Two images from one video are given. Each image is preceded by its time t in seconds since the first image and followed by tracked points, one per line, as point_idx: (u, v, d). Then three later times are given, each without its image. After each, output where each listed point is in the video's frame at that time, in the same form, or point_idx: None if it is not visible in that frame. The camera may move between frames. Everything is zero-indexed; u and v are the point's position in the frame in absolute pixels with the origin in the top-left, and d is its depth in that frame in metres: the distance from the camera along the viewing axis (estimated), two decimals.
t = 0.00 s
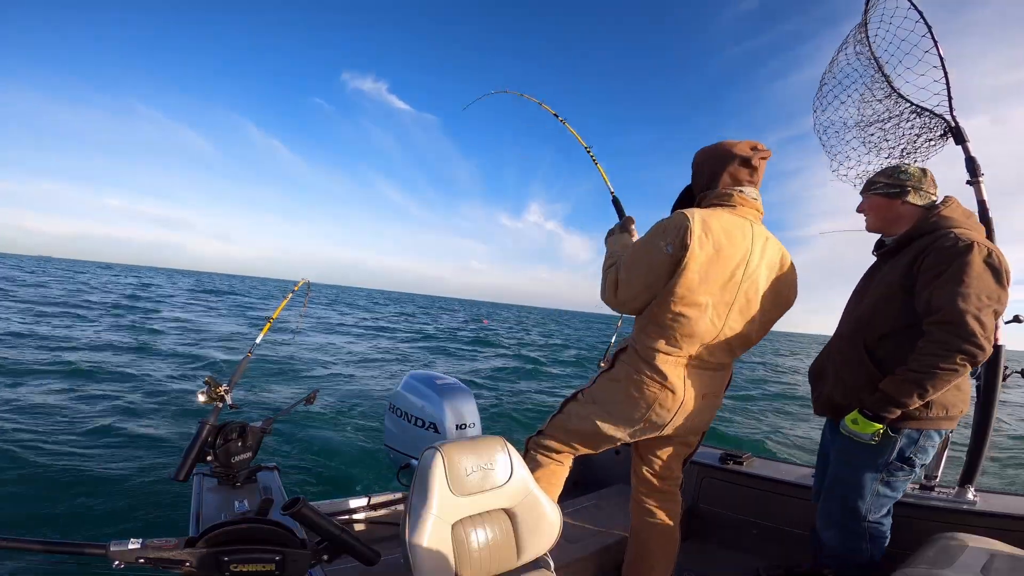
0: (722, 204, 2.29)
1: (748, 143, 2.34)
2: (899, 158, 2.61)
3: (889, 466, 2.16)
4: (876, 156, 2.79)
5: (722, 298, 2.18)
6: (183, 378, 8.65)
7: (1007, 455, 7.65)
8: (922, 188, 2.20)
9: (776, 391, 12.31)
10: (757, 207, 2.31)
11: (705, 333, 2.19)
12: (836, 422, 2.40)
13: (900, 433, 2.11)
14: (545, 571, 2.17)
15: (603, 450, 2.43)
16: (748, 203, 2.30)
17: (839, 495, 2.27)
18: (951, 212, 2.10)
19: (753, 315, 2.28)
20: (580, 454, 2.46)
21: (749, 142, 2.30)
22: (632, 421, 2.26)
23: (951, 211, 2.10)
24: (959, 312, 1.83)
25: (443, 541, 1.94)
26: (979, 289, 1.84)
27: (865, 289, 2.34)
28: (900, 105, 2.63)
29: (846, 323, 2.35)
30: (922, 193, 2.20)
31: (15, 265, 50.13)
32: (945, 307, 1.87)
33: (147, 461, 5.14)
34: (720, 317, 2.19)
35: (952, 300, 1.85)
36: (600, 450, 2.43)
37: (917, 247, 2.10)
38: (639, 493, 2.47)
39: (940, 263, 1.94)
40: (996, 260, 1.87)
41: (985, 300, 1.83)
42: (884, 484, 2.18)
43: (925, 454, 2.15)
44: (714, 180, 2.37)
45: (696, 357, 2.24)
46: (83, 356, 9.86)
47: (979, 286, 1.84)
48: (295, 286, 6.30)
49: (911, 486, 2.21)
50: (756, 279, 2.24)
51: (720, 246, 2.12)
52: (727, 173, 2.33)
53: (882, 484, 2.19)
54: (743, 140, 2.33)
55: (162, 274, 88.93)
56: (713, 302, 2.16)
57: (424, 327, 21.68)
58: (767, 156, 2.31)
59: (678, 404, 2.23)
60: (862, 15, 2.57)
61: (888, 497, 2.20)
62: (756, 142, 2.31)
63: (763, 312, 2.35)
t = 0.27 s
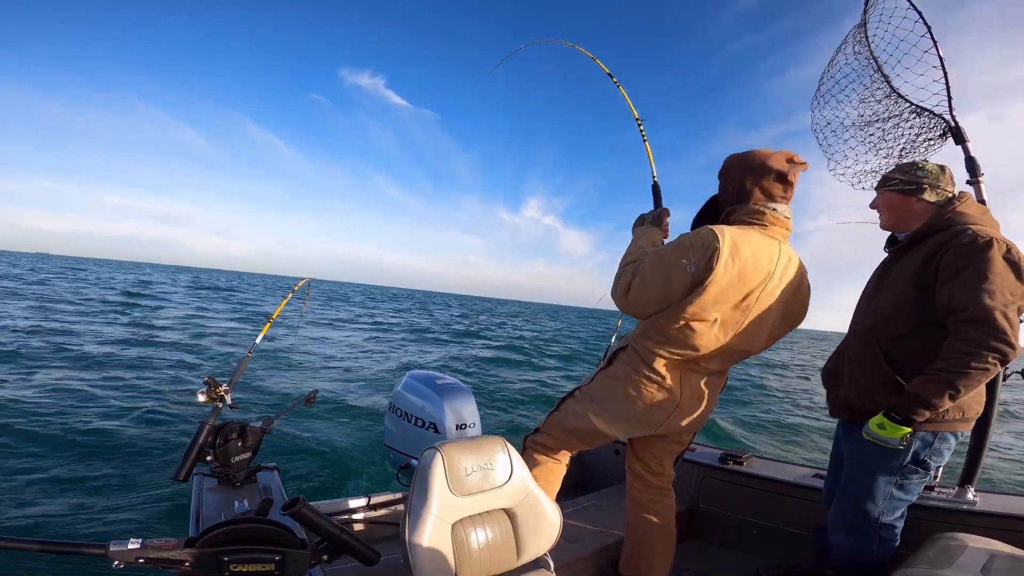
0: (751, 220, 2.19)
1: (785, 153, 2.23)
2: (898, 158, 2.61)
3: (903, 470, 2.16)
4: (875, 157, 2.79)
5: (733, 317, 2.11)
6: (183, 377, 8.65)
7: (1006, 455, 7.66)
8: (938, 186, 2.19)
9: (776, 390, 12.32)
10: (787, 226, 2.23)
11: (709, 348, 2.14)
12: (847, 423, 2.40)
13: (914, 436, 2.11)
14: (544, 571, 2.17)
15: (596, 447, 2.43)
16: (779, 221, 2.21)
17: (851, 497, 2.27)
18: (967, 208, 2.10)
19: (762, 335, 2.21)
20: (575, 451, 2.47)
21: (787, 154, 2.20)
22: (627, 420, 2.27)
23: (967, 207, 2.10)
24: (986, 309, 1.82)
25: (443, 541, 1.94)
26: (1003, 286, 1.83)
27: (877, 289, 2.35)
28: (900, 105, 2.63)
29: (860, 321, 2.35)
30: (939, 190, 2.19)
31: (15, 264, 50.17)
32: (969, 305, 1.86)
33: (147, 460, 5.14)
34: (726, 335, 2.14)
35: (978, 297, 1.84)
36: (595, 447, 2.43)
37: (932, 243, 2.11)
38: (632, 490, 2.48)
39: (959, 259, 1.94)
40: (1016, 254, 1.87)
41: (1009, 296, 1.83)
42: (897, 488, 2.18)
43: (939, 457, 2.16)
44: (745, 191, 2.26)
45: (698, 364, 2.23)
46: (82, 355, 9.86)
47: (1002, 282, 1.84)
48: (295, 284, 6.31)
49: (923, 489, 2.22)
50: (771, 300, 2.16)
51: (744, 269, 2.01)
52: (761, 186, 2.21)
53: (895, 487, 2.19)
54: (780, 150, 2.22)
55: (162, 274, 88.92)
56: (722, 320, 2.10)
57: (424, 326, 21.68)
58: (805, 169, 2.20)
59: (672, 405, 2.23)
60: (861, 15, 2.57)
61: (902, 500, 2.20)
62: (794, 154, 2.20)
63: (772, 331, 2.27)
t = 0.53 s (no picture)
0: (764, 239, 2.16)
1: (800, 168, 2.22)
2: (898, 158, 2.61)
3: (905, 473, 2.17)
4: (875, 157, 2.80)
5: (728, 335, 2.09)
6: (183, 378, 8.65)
7: (1005, 455, 7.67)
8: (942, 183, 2.20)
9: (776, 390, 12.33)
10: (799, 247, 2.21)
11: (700, 360, 2.14)
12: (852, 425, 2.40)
13: (916, 439, 2.12)
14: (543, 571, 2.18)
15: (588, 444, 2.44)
16: (792, 242, 2.18)
17: (850, 498, 2.27)
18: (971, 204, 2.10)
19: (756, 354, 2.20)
20: (570, 448, 2.47)
21: (803, 169, 2.19)
22: (619, 421, 2.28)
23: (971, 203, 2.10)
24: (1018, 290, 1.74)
25: (443, 541, 1.94)
26: None
27: (886, 287, 2.32)
28: (899, 106, 2.63)
29: (867, 319, 2.34)
30: (942, 188, 2.20)
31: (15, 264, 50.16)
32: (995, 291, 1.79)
33: (147, 461, 5.14)
34: (719, 351, 2.12)
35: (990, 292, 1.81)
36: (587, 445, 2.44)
37: (940, 242, 2.09)
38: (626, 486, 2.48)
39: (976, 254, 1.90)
40: None
41: None
42: (898, 490, 2.19)
43: (942, 460, 2.16)
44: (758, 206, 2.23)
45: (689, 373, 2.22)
46: (82, 356, 9.86)
47: None
48: (296, 285, 6.31)
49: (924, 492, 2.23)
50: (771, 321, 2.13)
51: (749, 296, 1.96)
52: (774, 203, 2.19)
53: (896, 489, 2.19)
54: (795, 166, 2.21)
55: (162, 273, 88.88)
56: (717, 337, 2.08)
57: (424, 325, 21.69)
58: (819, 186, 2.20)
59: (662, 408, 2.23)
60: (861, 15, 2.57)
61: (902, 503, 2.21)
62: (810, 170, 2.20)
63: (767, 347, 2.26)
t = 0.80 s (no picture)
0: (735, 225, 2.19)
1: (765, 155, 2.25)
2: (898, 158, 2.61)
3: (900, 474, 2.17)
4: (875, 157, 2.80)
5: (717, 322, 2.10)
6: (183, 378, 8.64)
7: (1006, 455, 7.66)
8: (941, 182, 2.19)
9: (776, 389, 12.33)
10: (771, 230, 2.23)
11: (694, 353, 2.13)
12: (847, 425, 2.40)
13: (911, 439, 2.12)
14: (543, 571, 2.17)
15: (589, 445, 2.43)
16: (763, 225, 2.21)
17: (847, 499, 2.27)
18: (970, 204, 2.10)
19: (748, 338, 2.20)
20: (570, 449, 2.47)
21: (767, 156, 2.21)
22: (620, 421, 2.27)
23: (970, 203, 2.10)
24: None
25: (444, 540, 1.94)
26: None
27: (878, 289, 2.34)
28: (900, 106, 2.63)
29: (864, 319, 2.33)
30: (941, 187, 2.20)
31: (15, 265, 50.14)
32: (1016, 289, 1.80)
33: (147, 461, 5.14)
34: (711, 340, 2.13)
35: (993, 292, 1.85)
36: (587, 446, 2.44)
37: (940, 243, 2.07)
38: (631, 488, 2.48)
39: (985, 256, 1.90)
40: None
41: None
42: (894, 491, 2.19)
43: (937, 460, 2.16)
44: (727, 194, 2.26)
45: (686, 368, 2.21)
46: (82, 357, 9.85)
47: None
48: (296, 286, 6.32)
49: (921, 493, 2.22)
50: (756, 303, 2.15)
51: (726, 279, 2.01)
52: (743, 189, 2.22)
53: (892, 491, 2.19)
54: (759, 153, 2.24)
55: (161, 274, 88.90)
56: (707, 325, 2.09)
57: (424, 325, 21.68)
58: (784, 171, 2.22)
59: (661, 406, 2.22)
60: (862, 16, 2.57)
61: (898, 503, 2.21)
62: (773, 156, 2.22)
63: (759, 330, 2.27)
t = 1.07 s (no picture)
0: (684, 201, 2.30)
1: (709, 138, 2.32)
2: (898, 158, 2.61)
3: (896, 474, 2.17)
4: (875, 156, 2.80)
5: (694, 290, 2.18)
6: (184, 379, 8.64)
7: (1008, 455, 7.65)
8: (932, 183, 2.19)
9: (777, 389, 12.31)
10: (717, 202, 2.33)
11: (684, 329, 2.18)
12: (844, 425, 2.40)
13: (908, 439, 2.12)
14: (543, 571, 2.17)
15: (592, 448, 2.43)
16: (708, 198, 2.32)
17: (843, 500, 2.27)
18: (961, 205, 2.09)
19: (726, 305, 2.29)
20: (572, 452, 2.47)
21: (709, 139, 2.28)
22: (619, 419, 2.26)
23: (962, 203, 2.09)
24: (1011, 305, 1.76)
25: (444, 540, 1.94)
26: None
27: (872, 289, 2.33)
28: (900, 106, 2.63)
29: (858, 321, 2.33)
30: (932, 187, 2.19)
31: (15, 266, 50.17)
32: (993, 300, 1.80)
33: (148, 461, 5.14)
34: (695, 312, 2.20)
35: (986, 297, 1.82)
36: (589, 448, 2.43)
37: (935, 241, 2.06)
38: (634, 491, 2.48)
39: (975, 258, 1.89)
40: None
41: None
42: (891, 491, 2.19)
43: (934, 460, 2.15)
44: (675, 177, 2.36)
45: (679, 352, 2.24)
46: (82, 358, 9.85)
47: None
48: (296, 287, 6.32)
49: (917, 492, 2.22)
50: (723, 270, 2.25)
51: (687, 242, 2.13)
52: (689, 170, 2.32)
53: (889, 491, 2.19)
54: (703, 136, 2.30)
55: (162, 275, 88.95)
56: (687, 297, 2.17)
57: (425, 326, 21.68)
58: (726, 151, 2.30)
59: (661, 398, 2.23)
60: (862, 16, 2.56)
61: (894, 504, 2.20)
62: (716, 139, 2.29)
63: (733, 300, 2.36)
